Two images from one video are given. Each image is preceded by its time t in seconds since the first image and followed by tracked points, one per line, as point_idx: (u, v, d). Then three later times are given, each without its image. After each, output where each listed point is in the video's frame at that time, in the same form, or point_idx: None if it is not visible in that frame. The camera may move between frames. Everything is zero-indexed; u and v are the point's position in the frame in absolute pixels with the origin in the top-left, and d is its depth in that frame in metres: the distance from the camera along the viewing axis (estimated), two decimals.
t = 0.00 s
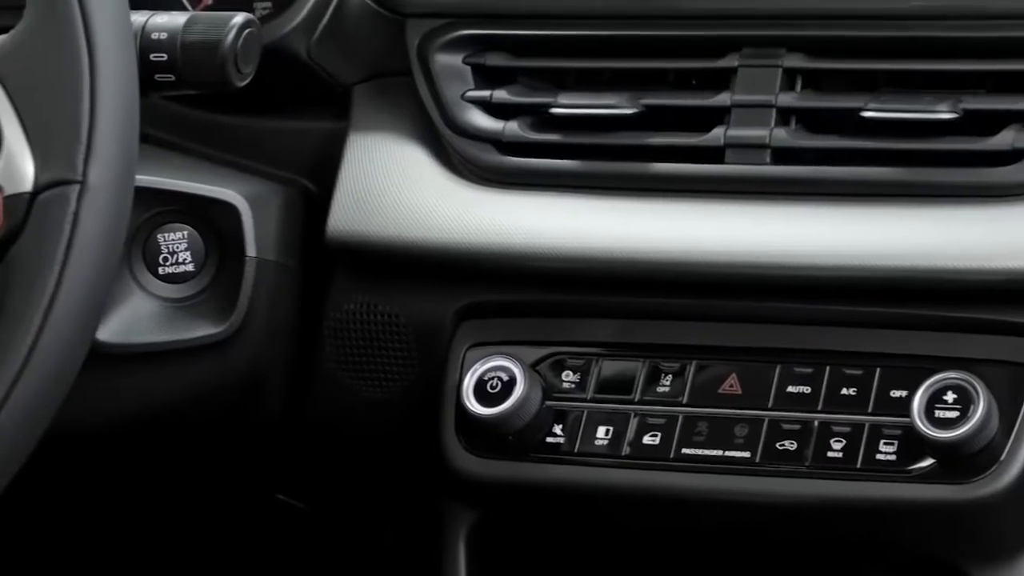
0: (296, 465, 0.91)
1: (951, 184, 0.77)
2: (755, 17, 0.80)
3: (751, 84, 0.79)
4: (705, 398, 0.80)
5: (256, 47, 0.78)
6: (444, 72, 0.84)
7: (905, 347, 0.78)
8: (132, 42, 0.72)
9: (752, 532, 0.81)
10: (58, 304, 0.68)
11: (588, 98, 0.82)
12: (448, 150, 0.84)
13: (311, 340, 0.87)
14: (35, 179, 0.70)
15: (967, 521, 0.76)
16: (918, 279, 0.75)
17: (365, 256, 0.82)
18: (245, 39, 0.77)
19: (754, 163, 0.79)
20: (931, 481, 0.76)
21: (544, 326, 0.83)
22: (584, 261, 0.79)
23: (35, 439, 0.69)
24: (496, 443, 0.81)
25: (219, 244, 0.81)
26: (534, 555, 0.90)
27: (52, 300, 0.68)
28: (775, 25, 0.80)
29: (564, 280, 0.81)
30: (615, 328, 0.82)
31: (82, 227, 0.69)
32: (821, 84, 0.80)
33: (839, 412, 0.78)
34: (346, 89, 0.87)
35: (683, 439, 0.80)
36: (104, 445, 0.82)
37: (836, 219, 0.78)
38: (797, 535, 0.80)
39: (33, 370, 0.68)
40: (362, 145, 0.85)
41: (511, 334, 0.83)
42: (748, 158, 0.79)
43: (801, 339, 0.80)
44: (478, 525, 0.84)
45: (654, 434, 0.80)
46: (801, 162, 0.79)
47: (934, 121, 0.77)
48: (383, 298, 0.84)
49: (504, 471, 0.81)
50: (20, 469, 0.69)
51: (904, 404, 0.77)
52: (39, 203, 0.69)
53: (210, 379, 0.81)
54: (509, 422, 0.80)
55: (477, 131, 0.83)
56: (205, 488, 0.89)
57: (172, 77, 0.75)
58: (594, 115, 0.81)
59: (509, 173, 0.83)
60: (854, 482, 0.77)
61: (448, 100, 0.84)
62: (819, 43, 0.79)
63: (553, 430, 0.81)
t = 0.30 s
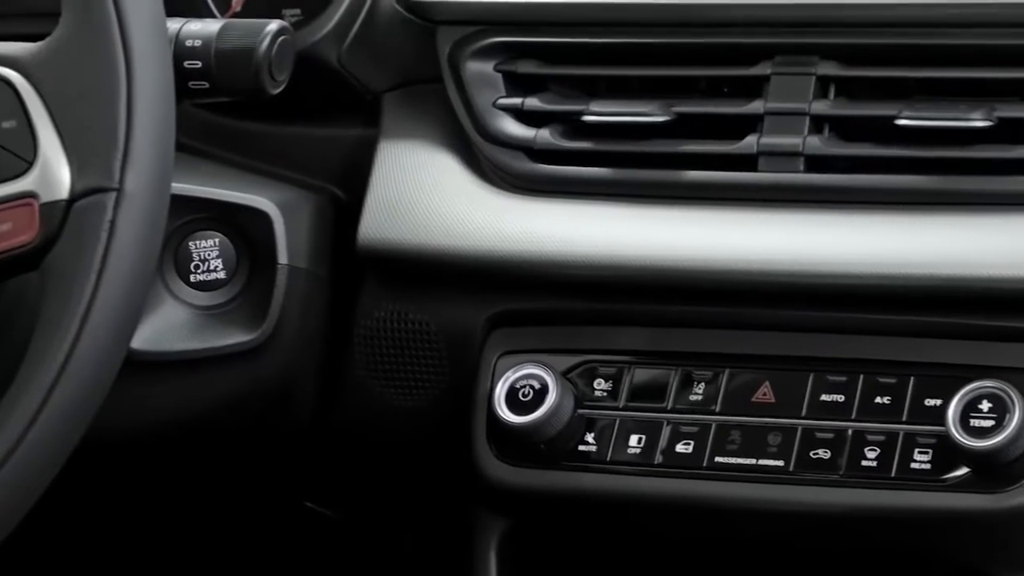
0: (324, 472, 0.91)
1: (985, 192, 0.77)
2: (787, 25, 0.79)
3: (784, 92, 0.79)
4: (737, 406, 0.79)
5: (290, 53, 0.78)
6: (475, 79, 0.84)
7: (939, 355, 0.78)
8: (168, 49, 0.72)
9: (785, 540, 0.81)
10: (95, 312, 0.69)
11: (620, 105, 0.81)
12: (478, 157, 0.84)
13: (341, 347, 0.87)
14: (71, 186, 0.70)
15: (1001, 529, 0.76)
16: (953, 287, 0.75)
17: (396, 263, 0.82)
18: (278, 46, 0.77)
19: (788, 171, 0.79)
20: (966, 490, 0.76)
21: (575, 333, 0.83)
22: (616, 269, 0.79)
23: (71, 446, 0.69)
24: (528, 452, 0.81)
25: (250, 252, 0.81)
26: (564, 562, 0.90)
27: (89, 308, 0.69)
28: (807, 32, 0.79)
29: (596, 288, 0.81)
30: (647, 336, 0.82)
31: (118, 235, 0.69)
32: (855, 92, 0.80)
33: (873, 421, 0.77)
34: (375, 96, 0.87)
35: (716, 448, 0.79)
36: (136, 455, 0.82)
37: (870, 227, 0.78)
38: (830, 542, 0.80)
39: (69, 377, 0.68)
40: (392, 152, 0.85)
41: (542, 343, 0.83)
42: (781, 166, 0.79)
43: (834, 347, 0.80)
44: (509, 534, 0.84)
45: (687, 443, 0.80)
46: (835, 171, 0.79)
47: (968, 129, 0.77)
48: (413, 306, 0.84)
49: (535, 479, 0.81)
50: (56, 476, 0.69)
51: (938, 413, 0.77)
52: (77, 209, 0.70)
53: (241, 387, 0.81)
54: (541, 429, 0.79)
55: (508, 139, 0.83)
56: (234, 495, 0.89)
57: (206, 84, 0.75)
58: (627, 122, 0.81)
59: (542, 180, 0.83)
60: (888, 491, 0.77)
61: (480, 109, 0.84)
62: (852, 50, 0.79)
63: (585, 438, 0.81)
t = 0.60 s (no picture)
0: (352, 479, 0.91)
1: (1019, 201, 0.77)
2: (820, 33, 0.79)
3: (817, 100, 0.79)
4: (770, 414, 0.79)
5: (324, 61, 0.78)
6: (506, 87, 0.84)
7: (973, 364, 0.78)
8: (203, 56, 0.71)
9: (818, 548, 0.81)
10: (131, 320, 0.69)
11: (651, 113, 0.81)
12: (510, 165, 0.85)
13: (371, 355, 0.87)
14: (107, 195, 0.70)
15: None
16: (989, 297, 0.75)
17: (427, 272, 0.82)
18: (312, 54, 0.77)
19: (822, 179, 0.79)
20: (1001, 499, 0.76)
21: (607, 342, 0.83)
22: (648, 276, 0.79)
23: (108, 454, 0.70)
24: (560, 460, 0.81)
25: (281, 260, 0.81)
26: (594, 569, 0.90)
27: (125, 315, 0.69)
28: (841, 40, 0.79)
29: (627, 296, 0.81)
30: (679, 344, 0.82)
31: (155, 243, 0.69)
32: (888, 100, 0.79)
33: (907, 430, 0.77)
34: (405, 103, 0.87)
35: (749, 456, 0.79)
36: (166, 462, 0.82)
37: (903, 236, 0.77)
38: (863, 550, 0.80)
39: (105, 385, 0.68)
40: (423, 160, 0.85)
41: (573, 351, 0.83)
42: (815, 174, 0.79)
43: (867, 355, 0.79)
44: (540, 543, 0.85)
45: (720, 451, 0.79)
46: (868, 179, 0.79)
47: (1003, 137, 0.77)
48: (444, 314, 0.84)
49: (567, 488, 0.81)
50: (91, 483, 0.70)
51: (973, 422, 0.77)
52: (113, 217, 0.70)
53: (272, 396, 0.81)
54: (573, 438, 0.79)
55: (540, 147, 0.83)
56: (262, 504, 0.89)
57: (239, 92, 0.75)
58: (660, 130, 0.81)
59: (573, 185, 0.83)
60: (922, 499, 0.77)
61: (511, 117, 0.84)
62: (885, 58, 0.79)
63: (617, 446, 0.80)
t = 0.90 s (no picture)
0: (381, 487, 0.91)
1: None
2: (853, 41, 0.79)
3: (850, 108, 0.79)
4: (803, 423, 0.79)
5: (358, 67, 0.78)
6: (536, 94, 0.84)
7: (1007, 373, 0.78)
8: (239, 62, 0.71)
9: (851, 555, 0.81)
10: (168, 327, 0.68)
11: (683, 120, 0.81)
12: (540, 172, 0.84)
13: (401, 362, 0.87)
14: (143, 202, 0.69)
15: None
16: None
17: (458, 279, 0.82)
18: (346, 61, 0.77)
19: (856, 187, 0.79)
20: None
21: (638, 350, 0.82)
22: (679, 283, 0.79)
23: (144, 462, 0.70)
24: (592, 468, 0.81)
25: (313, 268, 0.81)
26: None
27: (161, 323, 0.68)
28: (873, 48, 0.79)
29: (660, 304, 0.80)
30: (711, 352, 0.82)
31: (191, 251, 0.68)
32: (921, 108, 0.79)
33: (941, 438, 0.77)
34: (434, 111, 0.87)
35: (782, 464, 0.79)
36: (197, 469, 0.82)
37: (937, 244, 0.77)
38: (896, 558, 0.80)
39: (141, 393, 0.68)
40: (452, 167, 0.85)
41: (605, 358, 0.83)
42: (848, 182, 0.79)
43: (900, 364, 0.79)
44: (570, 551, 0.85)
45: (752, 459, 0.79)
46: (901, 187, 0.79)
47: None
48: (474, 321, 0.83)
49: (600, 496, 0.81)
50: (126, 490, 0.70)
51: (1007, 430, 0.76)
52: (149, 224, 0.69)
53: (302, 404, 0.81)
54: (599, 448, 0.79)
55: (571, 154, 0.83)
56: (291, 511, 0.89)
57: (273, 99, 0.75)
58: (688, 137, 0.81)
59: (604, 193, 0.83)
60: (956, 508, 0.77)
61: (542, 124, 0.84)
62: (918, 66, 0.79)
63: (650, 455, 0.80)
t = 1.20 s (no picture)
0: (410, 495, 0.91)
1: None
2: (886, 49, 0.79)
3: (883, 117, 0.79)
4: (835, 431, 0.79)
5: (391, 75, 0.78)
6: (568, 101, 0.84)
7: None
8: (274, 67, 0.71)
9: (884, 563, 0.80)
10: (205, 334, 0.68)
11: (716, 127, 0.81)
12: (570, 179, 0.84)
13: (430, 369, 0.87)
14: (179, 209, 0.69)
15: None
16: None
17: (488, 287, 0.82)
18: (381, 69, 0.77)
19: (890, 195, 0.79)
20: None
21: (669, 358, 0.82)
22: (713, 291, 0.78)
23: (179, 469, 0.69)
24: (623, 476, 0.81)
25: (345, 275, 0.81)
26: None
27: (198, 330, 0.68)
28: (907, 55, 0.79)
29: (692, 312, 0.80)
30: (742, 361, 0.81)
31: (227, 258, 0.68)
32: (955, 116, 0.79)
33: (975, 447, 0.77)
34: (465, 118, 0.87)
35: (815, 473, 0.79)
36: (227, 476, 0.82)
37: (972, 252, 0.77)
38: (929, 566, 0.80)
39: (177, 400, 0.68)
40: (482, 174, 0.85)
41: (635, 367, 0.82)
42: (883, 191, 0.79)
43: (934, 372, 0.79)
44: (601, 557, 0.85)
45: (785, 468, 0.79)
46: (936, 195, 0.79)
47: None
48: (504, 328, 0.83)
49: (630, 503, 0.81)
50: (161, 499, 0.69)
51: None
52: (186, 231, 0.69)
53: (332, 412, 0.81)
54: (632, 455, 0.79)
55: (603, 161, 0.83)
56: (320, 517, 0.89)
57: (307, 106, 0.75)
58: (720, 144, 0.81)
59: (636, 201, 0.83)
60: (990, 517, 0.77)
61: (573, 131, 0.84)
62: (952, 73, 0.79)
63: (682, 462, 0.80)
